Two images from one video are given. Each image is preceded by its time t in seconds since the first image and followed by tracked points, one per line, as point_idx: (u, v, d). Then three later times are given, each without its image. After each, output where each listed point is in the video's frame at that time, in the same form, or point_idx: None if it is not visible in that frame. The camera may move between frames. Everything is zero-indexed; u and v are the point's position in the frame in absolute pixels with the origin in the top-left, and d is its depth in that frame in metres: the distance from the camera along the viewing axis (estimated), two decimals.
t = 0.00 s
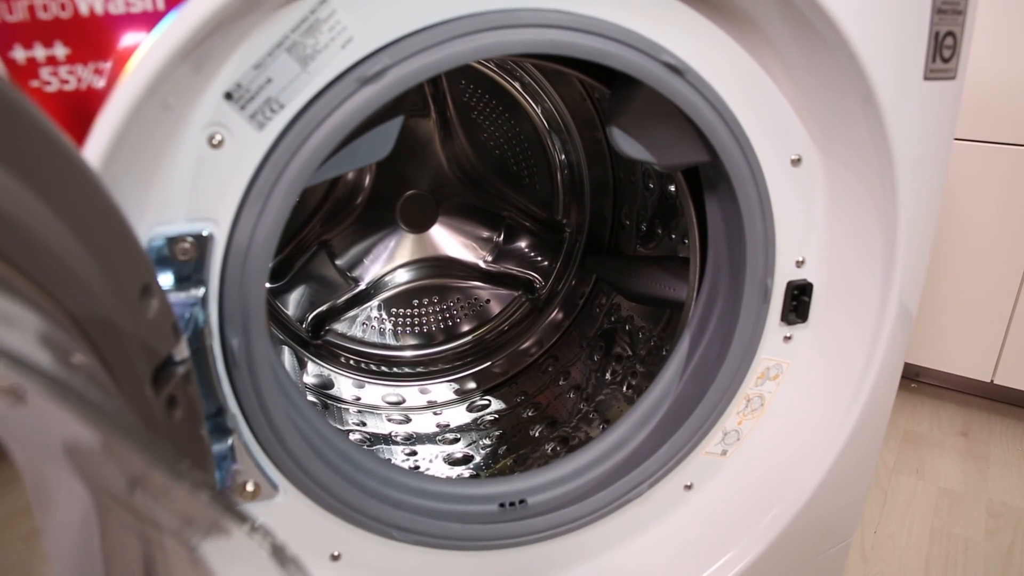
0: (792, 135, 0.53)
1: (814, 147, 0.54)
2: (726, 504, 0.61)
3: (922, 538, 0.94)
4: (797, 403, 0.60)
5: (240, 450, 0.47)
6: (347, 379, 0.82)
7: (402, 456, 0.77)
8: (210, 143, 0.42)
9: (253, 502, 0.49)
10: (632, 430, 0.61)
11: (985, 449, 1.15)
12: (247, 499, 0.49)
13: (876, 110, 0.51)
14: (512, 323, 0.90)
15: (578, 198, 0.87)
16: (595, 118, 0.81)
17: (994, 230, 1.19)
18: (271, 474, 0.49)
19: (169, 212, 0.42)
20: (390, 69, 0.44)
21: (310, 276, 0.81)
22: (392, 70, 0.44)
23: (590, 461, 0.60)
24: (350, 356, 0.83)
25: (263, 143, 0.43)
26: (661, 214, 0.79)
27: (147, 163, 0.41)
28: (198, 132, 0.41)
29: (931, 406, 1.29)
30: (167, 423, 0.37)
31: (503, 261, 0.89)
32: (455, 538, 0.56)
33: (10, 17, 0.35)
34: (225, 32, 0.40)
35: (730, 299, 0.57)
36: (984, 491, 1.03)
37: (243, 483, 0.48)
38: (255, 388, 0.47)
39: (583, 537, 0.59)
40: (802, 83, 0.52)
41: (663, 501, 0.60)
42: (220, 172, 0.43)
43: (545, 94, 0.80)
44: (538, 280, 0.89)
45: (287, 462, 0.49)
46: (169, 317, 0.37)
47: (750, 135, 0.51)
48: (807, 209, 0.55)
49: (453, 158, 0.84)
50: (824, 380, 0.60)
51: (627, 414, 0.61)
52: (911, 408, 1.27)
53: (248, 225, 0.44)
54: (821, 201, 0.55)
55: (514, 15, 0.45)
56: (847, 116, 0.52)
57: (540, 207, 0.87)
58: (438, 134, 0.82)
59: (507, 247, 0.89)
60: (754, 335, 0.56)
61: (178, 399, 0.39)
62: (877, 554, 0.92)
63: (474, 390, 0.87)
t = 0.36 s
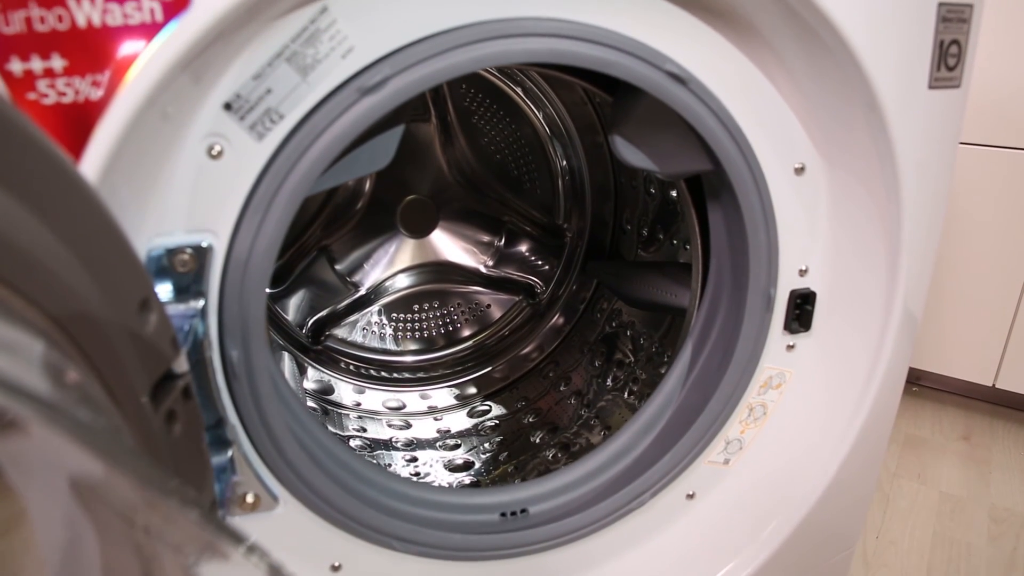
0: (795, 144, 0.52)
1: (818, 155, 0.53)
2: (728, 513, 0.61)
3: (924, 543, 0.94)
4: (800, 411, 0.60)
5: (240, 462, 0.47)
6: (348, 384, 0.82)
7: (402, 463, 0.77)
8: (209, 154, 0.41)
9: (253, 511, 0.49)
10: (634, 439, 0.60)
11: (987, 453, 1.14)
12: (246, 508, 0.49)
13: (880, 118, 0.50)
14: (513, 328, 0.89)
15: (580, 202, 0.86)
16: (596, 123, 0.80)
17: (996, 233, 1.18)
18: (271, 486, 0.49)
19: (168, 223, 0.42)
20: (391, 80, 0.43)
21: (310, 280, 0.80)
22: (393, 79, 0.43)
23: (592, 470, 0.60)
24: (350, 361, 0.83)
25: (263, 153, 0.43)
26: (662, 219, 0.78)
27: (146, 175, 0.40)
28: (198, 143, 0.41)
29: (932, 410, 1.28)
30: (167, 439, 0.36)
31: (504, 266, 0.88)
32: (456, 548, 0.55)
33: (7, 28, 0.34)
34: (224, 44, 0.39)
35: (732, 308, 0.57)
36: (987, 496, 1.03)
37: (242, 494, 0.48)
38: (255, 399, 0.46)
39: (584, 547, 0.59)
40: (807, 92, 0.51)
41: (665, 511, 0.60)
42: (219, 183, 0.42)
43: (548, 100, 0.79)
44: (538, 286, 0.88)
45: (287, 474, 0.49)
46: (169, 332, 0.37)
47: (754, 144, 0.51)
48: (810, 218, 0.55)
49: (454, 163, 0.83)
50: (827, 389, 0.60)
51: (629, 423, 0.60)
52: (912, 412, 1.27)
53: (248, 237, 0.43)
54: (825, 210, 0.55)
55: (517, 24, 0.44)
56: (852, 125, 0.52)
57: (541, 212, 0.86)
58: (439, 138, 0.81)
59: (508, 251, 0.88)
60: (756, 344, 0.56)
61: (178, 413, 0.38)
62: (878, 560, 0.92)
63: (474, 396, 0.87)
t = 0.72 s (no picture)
0: (799, 152, 0.52)
1: (821, 163, 0.53)
2: (730, 523, 0.61)
3: (926, 550, 0.94)
4: (803, 420, 0.60)
5: (240, 474, 0.47)
6: (348, 390, 0.82)
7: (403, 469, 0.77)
8: (208, 165, 0.41)
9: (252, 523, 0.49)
10: (637, 448, 0.60)
11: (989, 458, 1.14)
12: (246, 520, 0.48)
13: (885, 127, 0.50)
14: (513, 333, 0.89)
15: (580, 207, 0.86)
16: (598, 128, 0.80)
17: (998, 236, 1.18)
18: (271, 497, 0.48)
19: (167, 235, 0.41)
20: (392, 90, 0.43)
21: (310, 285, 0.79)
22: (394, 90, 0.43)
23: (594, 479, 0.59)
24: (350, 366, 0.82)
25: (262, 164, 0.42)
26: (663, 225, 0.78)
27: (145, 186, 0.40)
28: (197, 154, 0.41)
29: (934, 414, 1.28)
30: (165, 455, 0.35)
31: (505, 270, 0.87)
32: (457, 558, 0.55)
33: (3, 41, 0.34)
34: (224, 54, 0.39)
35: (735, 316, 0.56)
36: (989, 502, 1.03)
37: (242, 506, 0.48)
38: (255, 410, 0.46)
39: (586, 558, 0.58)
40: (810, 100, 0.51)
41: (668, 520, 0.60)
42: (218, 194, 0.42)
43: (550, 106, 0.79)
44: (539, 290, 0.88)
45: (287, 485, 0.48)
46: (168, 346, 0.36)
47: (757, 153, 0.51)
48: (814, 226, 0.54)
49: (455, 167, 0.82)
50: (830, 397, 0.59)
51: (631, 432, 0.60)
52: (913, 416, 1.27)
53: (247, 248, 0.43)
54: (828, 218, 0.55)
55: (519, 34, 0.44)
56: (857, 133, 0.51)
57: (541, 217, 0.86)
58: (439, 142, 0.80)
59: (508, 254, 0.87)
60: (759, 353, 0.56)
61: (177, 428, 0.37)
62: (880, 566, 0.91)
63: (475, 401, 0.86)
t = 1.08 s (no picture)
0: (801, 159, 0.52)
1: (823, 170, 0.53)
2: (732, 529, 0.60)
3: (927, 553, 0.93)
4: (804, 426, 0.59)
5: (240, 483, 0.47)
6: (348, 394, 0.81)
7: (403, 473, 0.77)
8: (207, 173, 0.41)
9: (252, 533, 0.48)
10: (638, 454, 0.60)
11: (990, 461, 1.14)
12: (246, 530, 0.48)
13: (888, 133, 0.50)
14: (514, 337, 0.88)
15: (580, 211, 0.85)
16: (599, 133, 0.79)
17: (1001, 239, 1.18)
18: (271, 506, 0.48)
19: (166, 244, 0.41)
20: (392, 98, 0.43)
21: (310, 289, 0.79)
22: (394, 97, 0.43)
23: (595, 486, 0.59)
24: (350, 370, 0.82)
25: (262, 173, 0.42)
26: (664, 229, 0.78)
27: (144, 196, 0.40)
28: (195, 162, 0.40)
29: (935, 417, 1.28)
30: (164, 467, 0.35)
31: (505, 274, 0.87)
32: (458, 565, 0.55)
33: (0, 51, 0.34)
34: (222, 63, 0.39)
35: (737, 323, 0.56)
36: (989, 505, 1.03)
37: (241, 516, 0.48)
38: (254, 419, 0.46)
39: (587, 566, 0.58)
40: (812, 106, 0.51)
41: (669, 527, 0.59)
42: (217, 202, 0.41)
43: (551, 111, 0.78)
44: (539, 294, 0.88)
45: (287, 494, 0.48)
46: (167, 357, 0.36)
47: (759, 160, 0.50)
48: (816, 232, 0.54)
49: (455, 170, 0.81)
50: (833, 404, 0.59)
51: (632, 438, 0.60)
52: (914, 418, 1.27)
53: (247, 257, 0.43)
54: (831, 224, 0.54)
55: (520, 41, 0.44)
56: (860, 139, 0.51)
57: (542, 220, 0.85)
58: (439, 145, 0.79)
59: (509, 258, 0.87)
60: (761, 360, 0.55)
61: (176, 439, 0.37)
62: (881, 569, 0.91)
63: (475, 405, 0.86)
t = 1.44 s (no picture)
0: (803, 164, 0.52)
1: (825, 175, 0.53)
2: (732, 534, 0.60)
3: (928, 556, 0.93)
4: (806, 431, 0.59)
5: (240, 489, 0.46)
6: (348, 397, 0.81)
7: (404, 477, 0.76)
8: (206, 180, 0.41)
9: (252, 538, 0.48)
10: (638, 460, 0.60)
11: (991, 464, 1.14)
12: (246, 535, 0.48)
13: (890, 138, 0.50)
14: (514, 340, 0.88)
15: (581, 214, 0.85)
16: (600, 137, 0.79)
17: (1002, 241, 1.17)
18: (271, 513, 0.48)
19: (166, 251, 0.41)
20: (392, 104, 0.43)
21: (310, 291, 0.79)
22: (394, 103, 0.43)
23: (596, 491, 0.59)
24: (350, 373, 0.82)
25: (262, 179, 0.42)
26: (664, 232, 0.77)
27: (143, 203, 0.39)
28: (195, 169, 0.40)
29: (936, 419, 1.28)
30: (163, 476, 0.35)
31: (506, 276, 0.87)
32: (459, 570, 0.55)
33: None
34: (222, 69, 0.38)
35: (738, 328, 0.56)
36: (990, 507, 1.03)
37: (241, 521, 0.47)
38: (254, 426, 0.46)
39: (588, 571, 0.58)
40: (814, 111, 0.50)
41: (669, 532, 0.59)
42: (217, 208, 0.41)
43: (552, 114, 0.78)
44: (540, 296, 0.87)
45: (287, 500, 0.48)
46: (167, 365, 0.36)
47: (760, 164, 0.50)
48: (818, 236, 0.54)
49: (455, 173, 0.81)
50: (834, 408, 0.59)
51: (632, 444, 0.60)
52: (915, 421, 1.27)
53: (247, 264, 0.43)
54: (833, 229, 0.54)
55: (521, 46, 0.44)
56: (862, 143, 0.51)
57: (542, 224, 0.85)
58: (440, 148, 0.79)
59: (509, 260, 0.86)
60: (762, 365, 0.55)
61: (176, 447, 0.36)
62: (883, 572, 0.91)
63: (475, 408, 0.86)
